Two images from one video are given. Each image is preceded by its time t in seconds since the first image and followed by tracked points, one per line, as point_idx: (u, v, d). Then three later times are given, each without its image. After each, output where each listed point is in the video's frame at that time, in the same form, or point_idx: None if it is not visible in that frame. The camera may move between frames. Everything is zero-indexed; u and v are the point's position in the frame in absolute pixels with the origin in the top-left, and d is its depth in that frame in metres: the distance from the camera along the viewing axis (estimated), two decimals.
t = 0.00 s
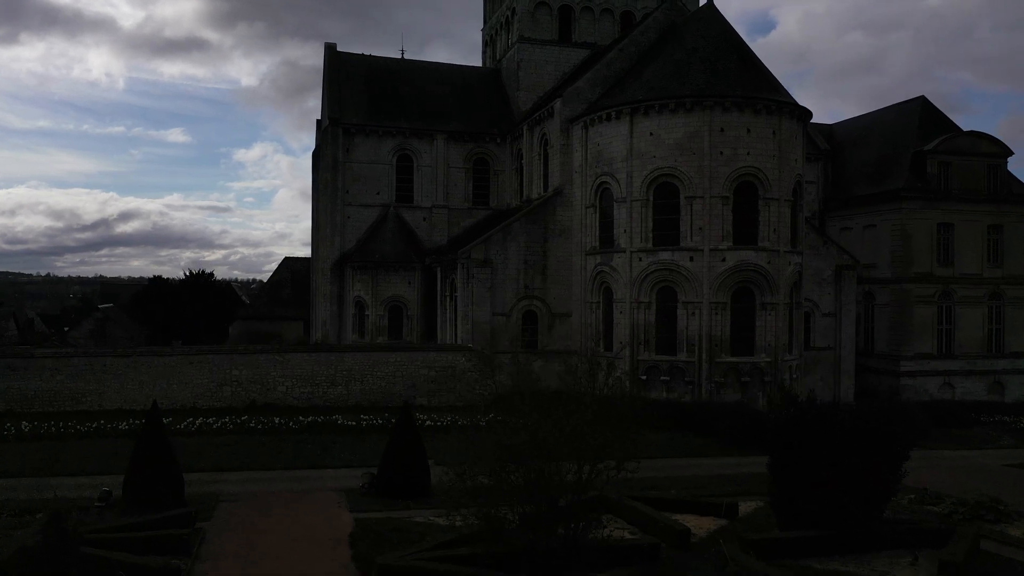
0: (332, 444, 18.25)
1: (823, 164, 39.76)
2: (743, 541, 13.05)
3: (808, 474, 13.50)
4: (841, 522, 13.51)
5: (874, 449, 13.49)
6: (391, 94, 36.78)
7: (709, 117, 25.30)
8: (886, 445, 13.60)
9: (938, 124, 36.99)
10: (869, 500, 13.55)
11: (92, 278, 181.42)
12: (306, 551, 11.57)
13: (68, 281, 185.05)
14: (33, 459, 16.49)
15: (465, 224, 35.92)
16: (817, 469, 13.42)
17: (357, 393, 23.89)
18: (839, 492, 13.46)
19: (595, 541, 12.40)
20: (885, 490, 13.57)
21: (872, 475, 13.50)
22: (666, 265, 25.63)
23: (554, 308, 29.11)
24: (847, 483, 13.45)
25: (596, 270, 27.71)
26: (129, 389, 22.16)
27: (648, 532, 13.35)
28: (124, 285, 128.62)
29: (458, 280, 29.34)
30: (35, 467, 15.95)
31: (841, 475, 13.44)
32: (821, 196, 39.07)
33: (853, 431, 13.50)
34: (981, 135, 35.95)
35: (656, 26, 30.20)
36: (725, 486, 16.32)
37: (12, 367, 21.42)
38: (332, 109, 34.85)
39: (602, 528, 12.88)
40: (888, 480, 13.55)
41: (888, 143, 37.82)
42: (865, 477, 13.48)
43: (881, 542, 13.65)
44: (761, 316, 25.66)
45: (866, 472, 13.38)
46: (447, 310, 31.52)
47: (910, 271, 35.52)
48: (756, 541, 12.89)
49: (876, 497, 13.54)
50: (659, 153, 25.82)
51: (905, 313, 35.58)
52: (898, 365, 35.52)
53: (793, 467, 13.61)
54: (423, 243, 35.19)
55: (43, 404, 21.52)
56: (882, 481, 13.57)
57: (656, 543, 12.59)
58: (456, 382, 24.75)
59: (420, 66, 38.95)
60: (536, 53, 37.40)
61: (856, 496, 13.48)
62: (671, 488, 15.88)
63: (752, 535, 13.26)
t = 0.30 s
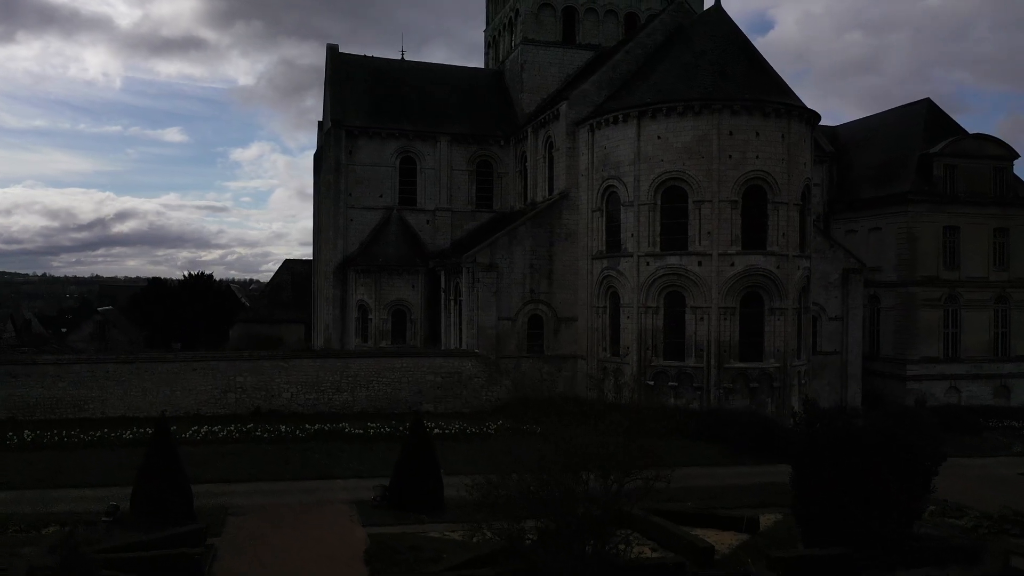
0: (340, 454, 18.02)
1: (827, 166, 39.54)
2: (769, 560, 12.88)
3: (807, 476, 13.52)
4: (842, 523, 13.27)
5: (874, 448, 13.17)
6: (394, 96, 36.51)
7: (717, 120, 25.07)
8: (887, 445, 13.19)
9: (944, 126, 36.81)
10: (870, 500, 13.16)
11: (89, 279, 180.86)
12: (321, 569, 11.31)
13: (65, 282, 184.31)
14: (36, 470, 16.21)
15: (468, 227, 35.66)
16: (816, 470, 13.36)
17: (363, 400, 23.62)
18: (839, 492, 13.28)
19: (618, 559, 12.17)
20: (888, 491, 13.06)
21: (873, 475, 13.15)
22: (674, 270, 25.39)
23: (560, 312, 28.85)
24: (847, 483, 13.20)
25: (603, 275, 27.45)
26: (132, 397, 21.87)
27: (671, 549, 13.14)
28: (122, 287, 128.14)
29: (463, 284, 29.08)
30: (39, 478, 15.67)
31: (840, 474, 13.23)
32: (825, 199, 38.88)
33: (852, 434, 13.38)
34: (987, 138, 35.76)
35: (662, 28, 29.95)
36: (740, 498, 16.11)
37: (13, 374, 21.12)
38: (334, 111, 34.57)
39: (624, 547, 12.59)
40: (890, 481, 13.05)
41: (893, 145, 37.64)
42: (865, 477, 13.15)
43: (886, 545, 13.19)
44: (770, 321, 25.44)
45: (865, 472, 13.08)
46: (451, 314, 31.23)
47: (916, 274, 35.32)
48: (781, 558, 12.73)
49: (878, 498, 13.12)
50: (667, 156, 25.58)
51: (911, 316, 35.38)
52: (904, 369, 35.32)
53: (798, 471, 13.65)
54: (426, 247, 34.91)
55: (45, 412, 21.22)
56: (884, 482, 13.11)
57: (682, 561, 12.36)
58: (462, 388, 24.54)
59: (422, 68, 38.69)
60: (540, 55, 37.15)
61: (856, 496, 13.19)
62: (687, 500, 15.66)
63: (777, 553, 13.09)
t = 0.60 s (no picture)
0: (350, 462, 17.82)
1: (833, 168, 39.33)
2: None
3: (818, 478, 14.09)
4: (844, 524, 13.56)
5: (874, 448, 13.41)
6: (398, 98, 36.24)
7: (727, 123, 24.87)
8: (889, 446, 13.33)
9: (950, 128, 36.64)
10: (872, 501, 13.33)
11: (86, 278, 180.63)
12: None
13: (62, 282, 183.61)
14: (44, 480, 15.96)
15: (473, 229, 35.44)
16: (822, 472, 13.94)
17: (370, 405, 23.41)
18: (843, 493, 13.58)
19: None
20: (888, 491, 13.18)
21: (875, 476, 13.33)
22: (683, 274, 25.19)
23: (567, 316, 28.62)
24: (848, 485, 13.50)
25: (611, 279, 27.24)
26: (138, 403, 21.62)
27: (695, 565, 12.94)
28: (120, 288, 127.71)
29: (470, 287, 28.88)
30: (46, 488, 15.41)
31: (841, 475, 13.57)
32: (831, 201, 38.71)
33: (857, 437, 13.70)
34: (994, 140, 35.57)
35: (670, 30, 29.68)
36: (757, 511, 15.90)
37: (18, 380, 20.85)
38: (338, 113, 34.31)
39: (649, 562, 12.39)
40: (891, 482, 13.15)
41: (899, 147, 37.45)
42: (866, 477, 13.37)
43: (887, 545, 13.29)
44: (780, 325, 25.27)
45: (864, 472, 13.32)
46: (457, 317, 30.99)
47: (923, 277, 35.16)
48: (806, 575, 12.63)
49: (879, 499, 13.26)
50: (677, 159, 25.37)
51: (918, 319, 35.22)
52: (910, 372, 35.13)
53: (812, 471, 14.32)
54: (431, 250, 34.73)
55: (49, 418, 20.96)
56: (886, 483, 13.24)
57: None
58: (470, 394, 24.36)
59: (426, 69, 38.44)
60: (545, 56, 36.90)
61: (858, 497, 13.42)
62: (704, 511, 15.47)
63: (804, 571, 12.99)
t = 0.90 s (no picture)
0: (363, 471, 17.58)
1: (840, 169, 39.13)
2: None
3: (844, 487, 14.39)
4: (857, 529, 13.72)
5: (880, 452, 13.52)
6: (403, 99, 35.99)
7: (740, 126, 24.66)
8: (893, 448, 13.41)
9: (959, 129, 36.47)
10: (877, 503, 13.39)
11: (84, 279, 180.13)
12: None
13: (59, 283, 183.14)
14: (55, 490, 15.69)
15: (479, 232, 35.22)
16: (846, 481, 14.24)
17: (380, 411, 23.18)
18: (856, 498, 13.75)
19: None
20: (892, 493, 13.19)
21: (882, 478, 13.37)
22: (695, 278, 24.98)
23: (576, 320, 28.39)
24: (861, 491, 13.66)
25: (621, 282, 27.01)
26: (146, 409, 21.37)
27: None
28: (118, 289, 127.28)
29: (478, 291, 28.66)
30: (57, 499, 15.15)
31: (855, 484, 13.84)
32: (838, 202, 38.53)
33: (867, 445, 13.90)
34: (1003, 142, 35.42)
35: (679, 31, 29.44)
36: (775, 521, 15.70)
37: (24, 387, 20.58)
38: (344, 115, 34.06)
39: None
40: (894, 483, 13.17)
41: (907, 149, 37.28)
42: (872, 480, 13.43)
43: (892, 547, 13.24)
44: (793, 330, 25.07)
45: (869, 474, 13.39)
46: (464, 321, 30.76)
47: (932, 280, 34.97)
48: None
49: (884, 500, 13.31)
50: (688, 162, 25.15)
51: (927, 322, 35.04)
52: (919, 376, 34.95)
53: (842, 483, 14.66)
54: (437, 252, 34.50)
55: (57, 426, 20.70)
56: (891, 485, 13.26)
57: None
58: (480, 399, 24.14)
59: (431, 70, 38.19)
60: (551, 57, 36.67)
61: (865, 500, 13.55)
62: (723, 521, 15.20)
63: None
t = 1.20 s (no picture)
0: (376, 479, 17.36)
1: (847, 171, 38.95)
2: None
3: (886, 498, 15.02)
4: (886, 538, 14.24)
5: (894, 459, 14.19)
6: (408, 101, 35.75)
7: (751, 129, 24.45)
8: (902, 454, 14.03)
9: (966, 131, 36.32)
10: (892, 509, 13.98)
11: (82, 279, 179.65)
12: None
13: (57, 283, 182.45)
14: (65, 500, 15.48)
15: (485, 234, 35.00)
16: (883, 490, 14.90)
17: (390, 416, 22.96)
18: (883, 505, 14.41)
19: None
20: (903, 497, 13.76)
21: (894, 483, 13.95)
22: (706, 282, 24.77)
23: (585, 323, 28.19)
24: (889, 500, 14.30)
25: (630, 286, 26.80)
26: (154, 415, 21.14)
27: None
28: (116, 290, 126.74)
29: (486, 294, 28.45)
30: (69, 509, 14.94)
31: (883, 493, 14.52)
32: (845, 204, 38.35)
33: (891, 454, 14.53)
34: (1011, 144, 35.29)
35: (688, 32, 29.23)
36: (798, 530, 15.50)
37: (31, 393, 20.32)
38: (349, 117, 33.82)
39: None
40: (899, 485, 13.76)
41: (914, 151, 37.12)
42: (891, 487, 14.06)
43: (907, 550, 13.74)
44: (804, 333, 24.89)
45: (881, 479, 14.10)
46: (471, 324, 30.53)
47: (940, 282, 34.79)
48: None
49: (896, 505, 13.91)
50: (699, 165, 24.96)
51: (935, 324, 34.87)
52: (927, 378, 34.78)
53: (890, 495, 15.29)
54: (443, 255, 34.28)
55: (64, 432, 20.46)
56: (902, 489, 13.80)
57: None
58: (490, 405, 23.93)
59: (436, 71, 37.96)
60: (557, 58, 36.46)
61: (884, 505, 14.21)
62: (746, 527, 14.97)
63: None
